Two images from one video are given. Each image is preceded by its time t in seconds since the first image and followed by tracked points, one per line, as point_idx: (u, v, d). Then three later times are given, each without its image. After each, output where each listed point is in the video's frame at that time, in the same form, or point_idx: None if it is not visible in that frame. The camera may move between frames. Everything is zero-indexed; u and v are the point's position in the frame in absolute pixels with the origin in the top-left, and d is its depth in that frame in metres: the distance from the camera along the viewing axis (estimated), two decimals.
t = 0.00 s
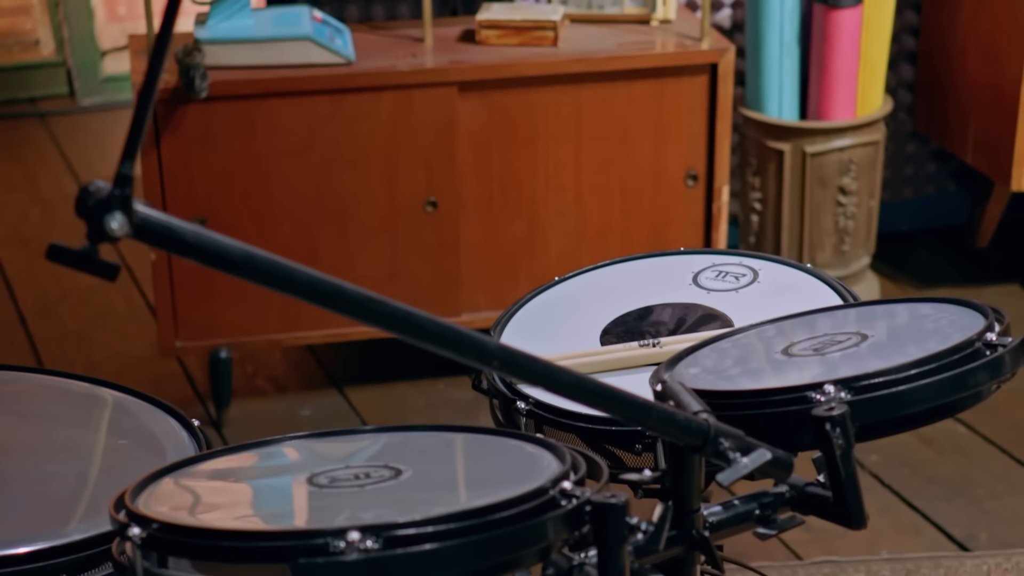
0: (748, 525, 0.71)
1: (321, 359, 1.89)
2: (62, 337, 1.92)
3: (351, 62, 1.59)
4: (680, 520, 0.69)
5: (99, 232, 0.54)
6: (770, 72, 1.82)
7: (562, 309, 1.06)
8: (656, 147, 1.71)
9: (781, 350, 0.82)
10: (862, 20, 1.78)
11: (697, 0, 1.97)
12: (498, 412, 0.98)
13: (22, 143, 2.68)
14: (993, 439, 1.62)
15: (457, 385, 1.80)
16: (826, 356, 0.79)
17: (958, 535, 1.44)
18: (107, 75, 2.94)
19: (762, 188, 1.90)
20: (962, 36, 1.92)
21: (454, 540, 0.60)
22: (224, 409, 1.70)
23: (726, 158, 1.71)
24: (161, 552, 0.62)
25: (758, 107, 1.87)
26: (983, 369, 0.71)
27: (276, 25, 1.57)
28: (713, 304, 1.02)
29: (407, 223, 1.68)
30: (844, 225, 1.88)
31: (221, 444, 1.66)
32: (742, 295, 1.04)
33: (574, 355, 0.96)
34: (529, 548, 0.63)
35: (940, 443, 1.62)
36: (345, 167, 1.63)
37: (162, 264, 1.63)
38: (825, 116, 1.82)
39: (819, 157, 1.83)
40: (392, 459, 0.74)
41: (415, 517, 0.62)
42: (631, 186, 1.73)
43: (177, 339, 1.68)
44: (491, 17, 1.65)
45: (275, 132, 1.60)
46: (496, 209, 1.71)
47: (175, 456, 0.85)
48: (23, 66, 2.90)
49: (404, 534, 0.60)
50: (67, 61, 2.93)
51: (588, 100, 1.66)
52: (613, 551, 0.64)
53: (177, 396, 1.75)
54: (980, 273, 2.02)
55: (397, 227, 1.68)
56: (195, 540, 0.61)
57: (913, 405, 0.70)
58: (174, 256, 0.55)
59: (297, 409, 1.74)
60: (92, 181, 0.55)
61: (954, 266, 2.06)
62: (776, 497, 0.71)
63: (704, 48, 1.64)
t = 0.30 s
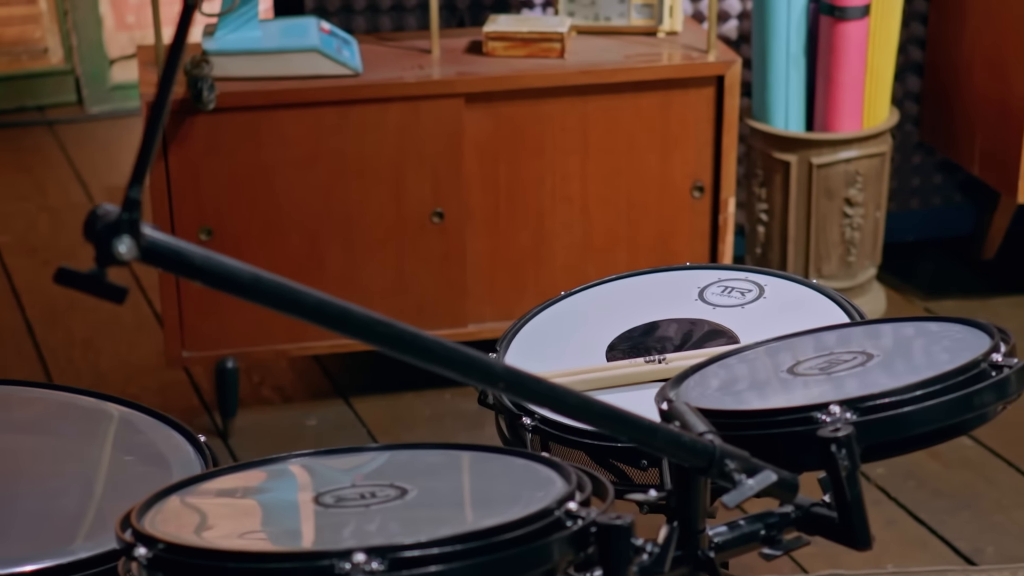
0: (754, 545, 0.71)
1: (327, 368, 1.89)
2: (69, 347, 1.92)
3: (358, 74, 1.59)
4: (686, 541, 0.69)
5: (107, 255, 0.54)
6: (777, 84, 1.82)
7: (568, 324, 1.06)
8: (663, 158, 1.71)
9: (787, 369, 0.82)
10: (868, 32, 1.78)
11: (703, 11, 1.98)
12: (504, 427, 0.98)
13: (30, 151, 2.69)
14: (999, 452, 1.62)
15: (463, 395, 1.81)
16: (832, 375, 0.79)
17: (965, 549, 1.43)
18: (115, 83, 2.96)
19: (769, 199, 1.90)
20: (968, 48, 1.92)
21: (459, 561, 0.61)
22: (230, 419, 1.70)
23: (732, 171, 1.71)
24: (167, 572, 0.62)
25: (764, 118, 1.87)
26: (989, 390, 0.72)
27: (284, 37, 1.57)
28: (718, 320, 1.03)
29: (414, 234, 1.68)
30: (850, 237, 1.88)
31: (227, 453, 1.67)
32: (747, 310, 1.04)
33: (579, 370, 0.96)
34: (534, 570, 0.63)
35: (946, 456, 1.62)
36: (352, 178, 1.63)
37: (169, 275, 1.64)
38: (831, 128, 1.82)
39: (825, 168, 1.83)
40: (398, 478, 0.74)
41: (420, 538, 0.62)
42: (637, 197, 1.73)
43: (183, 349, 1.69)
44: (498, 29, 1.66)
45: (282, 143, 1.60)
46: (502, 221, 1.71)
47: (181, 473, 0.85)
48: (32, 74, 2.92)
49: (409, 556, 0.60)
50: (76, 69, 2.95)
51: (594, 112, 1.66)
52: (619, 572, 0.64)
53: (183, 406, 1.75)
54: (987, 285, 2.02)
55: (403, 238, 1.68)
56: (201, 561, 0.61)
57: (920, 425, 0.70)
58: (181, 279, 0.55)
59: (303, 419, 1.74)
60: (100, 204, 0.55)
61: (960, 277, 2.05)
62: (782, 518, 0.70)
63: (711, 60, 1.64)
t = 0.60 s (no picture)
0: (758, 556, 0.70)
1: (331, 374, 1.89)
2: (72, 352, 1.92)
3: (363, 80, 1.59)
4: (691, 552, 0.69)
5: (114, 266, 0.54)
6: (781, 91, 1.83)
7: (573, 333, 1.06)
8: (667, 165, 1.71)
9: (792, 379, 0.82)
10: (872, 39, 1.78)
11: (708, 18, 1.98)
12: (508, 436, 0.98)
13: (34, 155, 2.69)
14: (1003, 461, 1.62)
15: (466, 402, 1.80)
16: (837, 385, 0.79)
17: (968, 557, 1.43)
18: (119, 88, 2.96)
19: (773, 206, 1.89)
20: (973, 55, 1.92)
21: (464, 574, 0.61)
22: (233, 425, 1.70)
23: (737, 178, 1.71)
24: None
25: (768, 125, 1.87)
26: (995, 402, 0.72)
27: (289, 43, 1.58)
28: (722, 329, 1.03)
29: (417, 240, 1.68)
30: (854, 244, 1.88)
31: (229, 459, 1.67)
32: (752, 320, 1.04)
33: (583, 379, 0.96)
34: None
35: (949, 464, 1.62)
36: (356, 184, 1.63)
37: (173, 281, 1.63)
38: (836, 135, 1.82)
39: (829, 175, 1.83)
40: (403, 487, 0.74)
41: (425, 549, 0.62)
42: (641, 204, 1.73)
43: (187, 354, 1.69)
44: (503, 35, 1.66)
45: (286, 150, 1.60)
46: (506, 227, 1.71)
47: (185, 482, 0.85)
48: (37, 78, 2.93)
49: (414, 566, 0.60)
50: (80, 74, 2.95)
51: (598, 119, 1.66)
52: None
53: (187, 411, 1.75)
54: (991, 293, 2.02)
55: (407, 244, 1.68)
56: (207, 571, 0.61)
57: (926, 437, 0.70)
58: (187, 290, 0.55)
59: (306, 425, 1.74)
60: (108, 215, 0.55)
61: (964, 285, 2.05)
62: (787, 529, 0.70)
63: (715, 67, 1.64)
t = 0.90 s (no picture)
0: (761, 559, 0.70)
1: (333, 375, 1.89)
2: (75, 352, 1.92)
3: (366, 81, 1.59)
4: (694, 555, 0.69)
5: (120, 267, 0.54)
6: (784, 93, 1.82)
7: (576, 335, 1.06)
8: (670, 168, 1.71)
9: (796, 381, 0.82)
10: (876, 42, 1.78)
11: (711, 20, 1.98)
12: (512, 437, 0.98)
13: (37, 155, 2.70)
14: (1005, 464, 1.62)
15: (469, 403, 1.80)
16: (840, 388, 0.79)
17: (971, 560, 1.43)
18: (122, 88, 2.96)
19: (776, 208, 1.89)
20: (976, 58, 1.92)
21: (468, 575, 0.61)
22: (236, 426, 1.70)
23: (740, 180, 1.72)
24: None
25: (772, 128, 1.87)
26: (999, 406, 0.72)
27: (292, 45, 1.58)
28: (726, 332, 1.03)
29: (420, 241, 1.68)
30: (857, 246, 1.88)
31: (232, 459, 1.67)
32: (756, 322, 1.04)
33: (587, 381, 0.96)
34: None
35: (952, 467, 1.62)
36: (359, 185, 1.63)
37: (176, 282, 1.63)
38: (839, 137, 1.82)
39: (832, 178, 1.83)
40: (407, 489, 0.74)
41: (429, 551, 0.62)
42: (644, 206, 1.73)
43: (190, 355, 1.69)
44: (506, 37, 1.66)
45: (290, 151, 1.60)
46: (509, 229, 1.71)
47: (188, 483, 0.85)
48: (41, 79, 2.93)
49: (417, 568, 0.60)
50: (83, 74, 2.96)
51: (602, 120, 1.66)
52: None
53: (189, 412, 1.75)
54: (994, 295, 2.02)
55: (410, 245, 1.69)
56: (210, 572, 0.61)
57: (930, 441, 0.70)
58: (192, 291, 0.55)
59: (309, 426, 1.74)
60: (114, 217, 0.55)
61: (968, 287, 2.05)
62: (791, 532, 0.70)
63: (719, 69, 1.64)
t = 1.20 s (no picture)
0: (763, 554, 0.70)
1: (335, 372, 1.89)
2: (77, 349, 1.93)
3: (368, 78, 1.59)
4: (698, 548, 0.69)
5: (124, 259, 0.54)
6: (786, 91, 1.82)
7: (578, 331, 1.06)
8: (672, 165, 1.71)
9: (798, 377, 0.82)
10: (878, 40, 1.78)
11: (713, 18, 1.98)
12: (513, 433, 0.98)
13: (38, 152, 2.70)
14: (1006, 462, 1.62)
15: (471, 401, 1.81)
16: (843, 384, 0.79)
17: (971, 557, 1.43)
18: (124, 85, 2.96)
19: (778, 206, 1.89)
20: (978, 56, 1.92)
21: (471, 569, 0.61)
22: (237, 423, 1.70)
23: (742, 177, 1.72)
24: None
25: (774, 126, 1.87)
26: (1002, 401, 0.72)
27: (295, 41, 1.57)
28: (728, 328, 1.03)
29: (422, 238, 1.68)
30: (858, 244, 1.88)
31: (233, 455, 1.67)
32: (758, 319, 1.04)
33: (589, 377, 0.96)
34: None
35: (953, 464, 1.62)
36: (360, 183, 1.63)
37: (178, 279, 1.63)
38: (841, 135, 1.82)
39: (834, 176, 1.83)
40: (408, 483, 0.74)
41: (431, 544, 0.62)
42: (645, 204, 1.73)
43: (191, 352, 1.69)
44: (508, 34, 1.66)
45: (291, 148, 1.60)
46: (510, 227, 1.71)
47: (191, 478, 0.85)
48: (42, 76, 2.94)
49: (420, 561, 0.60)
50: (85, 71, 2.96)
51: (603, 118, 1.66)
52: None
53: (191, 408, 1.75)
54: (995, 294, 2.02)
55: (412, 242, 1.68)
56: (213, 565, 0.61)
57: (931, 436, 0.70)
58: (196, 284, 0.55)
59: (311, 424, 1.74)
60: (117, 210, 0.55)
61: (969, 286, 2.05)
62: (793, 527, 0.70)
63: (721, 66, 1.64)
